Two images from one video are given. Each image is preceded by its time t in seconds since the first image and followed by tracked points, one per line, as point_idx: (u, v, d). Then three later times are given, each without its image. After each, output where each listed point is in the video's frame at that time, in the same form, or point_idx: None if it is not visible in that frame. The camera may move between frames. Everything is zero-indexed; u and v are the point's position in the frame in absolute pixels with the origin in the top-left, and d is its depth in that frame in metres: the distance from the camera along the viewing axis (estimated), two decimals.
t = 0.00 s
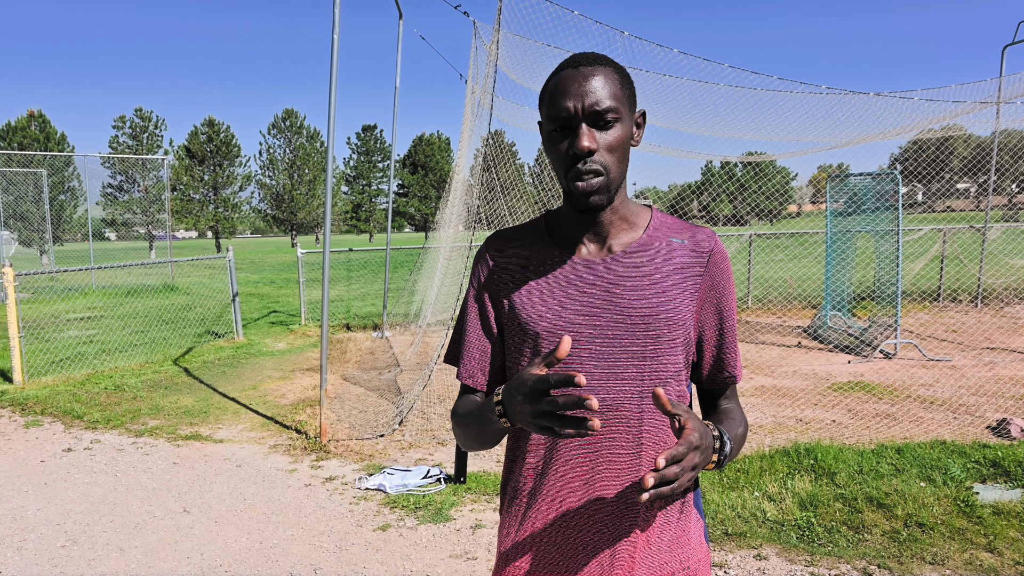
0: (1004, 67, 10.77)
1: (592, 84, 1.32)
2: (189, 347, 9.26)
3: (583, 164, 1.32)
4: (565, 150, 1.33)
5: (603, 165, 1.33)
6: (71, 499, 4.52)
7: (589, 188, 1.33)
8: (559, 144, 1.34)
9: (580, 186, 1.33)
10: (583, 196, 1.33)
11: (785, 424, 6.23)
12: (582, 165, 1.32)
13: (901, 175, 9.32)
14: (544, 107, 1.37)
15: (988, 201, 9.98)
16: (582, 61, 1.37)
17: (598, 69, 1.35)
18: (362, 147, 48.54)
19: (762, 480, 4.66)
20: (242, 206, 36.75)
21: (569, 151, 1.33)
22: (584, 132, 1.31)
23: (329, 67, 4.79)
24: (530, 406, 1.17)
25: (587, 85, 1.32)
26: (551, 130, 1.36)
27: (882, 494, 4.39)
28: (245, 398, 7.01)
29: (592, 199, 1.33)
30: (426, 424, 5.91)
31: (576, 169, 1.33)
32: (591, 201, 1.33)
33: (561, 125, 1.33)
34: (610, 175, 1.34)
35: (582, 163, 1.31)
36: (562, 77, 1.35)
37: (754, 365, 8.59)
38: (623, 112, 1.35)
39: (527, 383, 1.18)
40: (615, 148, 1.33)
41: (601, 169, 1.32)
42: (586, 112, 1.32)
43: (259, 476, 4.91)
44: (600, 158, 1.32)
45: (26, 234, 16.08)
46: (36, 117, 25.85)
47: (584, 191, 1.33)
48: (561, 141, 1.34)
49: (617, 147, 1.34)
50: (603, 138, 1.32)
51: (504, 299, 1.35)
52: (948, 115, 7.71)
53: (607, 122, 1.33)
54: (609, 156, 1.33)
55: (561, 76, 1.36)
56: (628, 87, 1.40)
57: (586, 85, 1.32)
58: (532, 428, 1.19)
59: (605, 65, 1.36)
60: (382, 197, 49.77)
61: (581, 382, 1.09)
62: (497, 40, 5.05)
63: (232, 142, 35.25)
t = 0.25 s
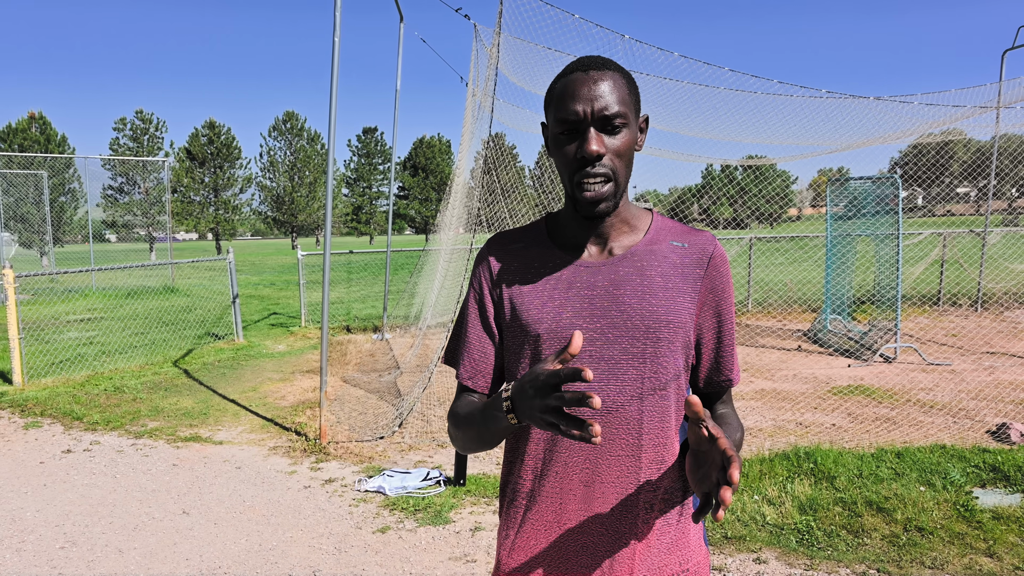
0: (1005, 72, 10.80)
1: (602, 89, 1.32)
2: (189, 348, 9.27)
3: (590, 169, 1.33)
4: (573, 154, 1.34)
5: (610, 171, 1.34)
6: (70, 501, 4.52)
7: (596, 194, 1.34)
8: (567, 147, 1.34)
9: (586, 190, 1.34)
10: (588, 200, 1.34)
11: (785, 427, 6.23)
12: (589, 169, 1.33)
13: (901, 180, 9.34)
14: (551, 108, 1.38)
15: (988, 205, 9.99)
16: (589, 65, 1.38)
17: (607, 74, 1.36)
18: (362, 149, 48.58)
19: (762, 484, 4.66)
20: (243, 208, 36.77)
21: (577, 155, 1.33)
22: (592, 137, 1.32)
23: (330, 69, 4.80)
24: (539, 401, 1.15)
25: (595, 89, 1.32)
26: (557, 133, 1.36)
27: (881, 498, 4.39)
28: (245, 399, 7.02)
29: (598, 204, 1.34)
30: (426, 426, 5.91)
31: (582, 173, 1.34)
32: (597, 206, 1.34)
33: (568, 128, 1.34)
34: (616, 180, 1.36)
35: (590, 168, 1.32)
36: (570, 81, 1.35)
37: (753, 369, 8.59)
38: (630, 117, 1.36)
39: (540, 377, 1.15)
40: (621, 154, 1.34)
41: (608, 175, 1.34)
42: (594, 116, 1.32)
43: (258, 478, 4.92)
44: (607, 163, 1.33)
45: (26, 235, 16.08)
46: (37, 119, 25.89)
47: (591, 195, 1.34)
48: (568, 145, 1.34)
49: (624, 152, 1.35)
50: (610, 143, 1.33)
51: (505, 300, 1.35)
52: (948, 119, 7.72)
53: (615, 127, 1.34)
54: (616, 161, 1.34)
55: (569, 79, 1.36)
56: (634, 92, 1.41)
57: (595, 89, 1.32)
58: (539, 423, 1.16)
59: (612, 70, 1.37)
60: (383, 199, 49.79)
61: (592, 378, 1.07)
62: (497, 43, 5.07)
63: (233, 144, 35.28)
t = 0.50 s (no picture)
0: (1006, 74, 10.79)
1: (609, 90, 1.33)
2: (189, 348, 9.28)
3: (597, 169, 1.33)
4: (579, 154, 1.34)
5: (617, 171, 1.33)
6: (70, 500, 4.52)
7: (602, 194, 1.34)
8: (573, 148, 1.34)
9: (593, 190, 1.34)
10: (595, 200, 1.34)
11: (785, 430, 6.22)
12: (595, 169, 1.33)
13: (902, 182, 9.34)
14: (557, 109, 1.38)
15: (990, 209, 9.98)
16: (596, 67, 1.38)
17: (614, 75, 1.36)
18: (363, 150, 48.61)
19: (762, 486, 4.65)
20: (244, 208, 36.80)
21: (583, 155, 1.33)
22: (599, 137, 1.32)
23: (332, 69, 4.81)
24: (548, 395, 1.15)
25: (603, 90, 1.33)
26: (564, 133, 1.36)
27: (881, 501, 4.38)
28: (245, 399, 7.02)
29: (603, 204, 1.34)
30: (426, 427, 5.91)
31: (589, 173, 1.34)
32: (602, 206, 1.34)
33: (575, 128, 1.34)
34: (622, 180, 1.35)
35: (597, 168, 1.32)
36: (577, 81, 1.35)
37: (754, 371, 8.59)
38: (637, 118, 1.36)
39: (552, 373, 1.15)
40: (627, 155, 1.35)
41: (615, 175, 1.33)
42: (601, 117, 1.33)
43: (258, 477, 4.91)
44: (614, 163, 1.33)
45: (27, 234, 16.09)
46: (38, 119, 25.93)
47: (597, 196, 1.34)
48: (575, 145, 1.34)
49: (631, 152, 1.35)
50: (617, 143, 1.34)
51: (506, 299, 1.35)
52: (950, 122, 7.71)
53: (622, 128, 1.34)
54: (623, 161, 1.34)
55: (575, 80, 1.37)
56: (640, 94, 1.42)
57: (602, 90, 1.33)
58: (544, 421, 1.16)
59: (619, 72, 1.38)
60: (384, 200, 49.81)
61: (603, 379, 1.07)
62: (499, 44, 5.07)
63: (234, 144, 35.32)
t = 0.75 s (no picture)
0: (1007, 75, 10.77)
1: (615, 89, 1.33)
2: (189, 348, 9.27)
3: (602, 166, 1.32)
4: (584, 152, 1.33)
5: (622, 170, 1.33)
6: (70, 500, 4.52)
7: (608, 190, 1.33)
8: (579, 145, 1.34)
9: (597, 189, 1.34)
10: (600, 199, 1.33)
11: (786, 431, 6.22)
12: (600, 167, 1.33)
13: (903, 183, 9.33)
14: (562, 107, 1.38)
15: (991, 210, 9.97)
16: (601, 67, 1.39)
17: (619, 75, 1.37)
18: (364, 150, 48.62)
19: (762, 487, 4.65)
20: (244, 208, 36.81)
21: (588, 153, 1.33)
22: (604, 135, 1.32)
23: (332, 69, 4.81)
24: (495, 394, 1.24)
25: (609, 89, 1.33)
26: (568, 132, 1.36)
27: (882, 502, 4.38)
28: (245, 399, 7.02)
29: (608, 203, 1.34)
30: (427, 427, 5.91)
31: (594, 171, 1.33)
32: (607, 204, 1.33)
33: (580, 127, 1.34)
34: (627, 179, 1.35)
35: (602, 166, 1.32)
36: (583, 80, 1.36)
37: (754, 372, 8.58)
38: (642, 118, 1.37)
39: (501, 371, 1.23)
40: (632, 154, 1.34)
41: (620, 173, 1.33)
42: (606, 115, 1.33)
43: (258, 478, 4.91)
44: (619, 161, 1.33)
45: (28, 234, 16.09)
46: (39, 118, 25.94)
47: (602, 195, 1.34)
48: (580, 143, 1.34)
49: (636, 152, 1.35)
50: (622, 142, 1.33)
51: (510, 300, 1.35)
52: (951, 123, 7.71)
53: (626, 127, 1.34)
54: (628, 160, 1.34)
55: (581, 79, 1.37)
56: (644, 95, 1.42)
57: (608, 88, 1.33)
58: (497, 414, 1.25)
59: (624, 73, 1.38)
60: (385, 200, 49.82)
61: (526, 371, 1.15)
62: (500, 45, 5.07)
63: (235, 145, 35.31)
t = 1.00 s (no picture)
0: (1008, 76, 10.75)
1: (598, 86, 1.33)
2: (190, 348, 9.27)
3: (586, 163, 1.32)
4: (569, 149, 1.33)
5: (606, 167, 1.32)
6: (70, 500, 4.51)
7: (593, 187, 1.33)
8: (563, 143, 1.34)
9: (583, 186, 1.33)
10: (585, 197, 1.33)
11: (787, 432, 6.21)
12: (584, 164, 1.32)
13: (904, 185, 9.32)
14: (549, 106, 1.39)
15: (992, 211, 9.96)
16: (589, 66, 1.39)
17: (605, 72, 1.36)
18: (365, 150, 48.62)
19: (763, 488, 4.64)
20: (245, 209, 36.82)
21: (573, 151, 1.33)
22: (588, 132, 1.32)
23: (333, 69, 4.80)
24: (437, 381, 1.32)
25: (593, 86, 1.33)
26: (554, 130, 1.37)
27: (883, 504, 4.37)
28: (245, 400, 7.02)
29: (594, 201, 1.34)
30: (427, 428, 5.91)
31: (579, 169, 1.33)
32: (593, 203, 1.34)
33: (565, 124, 1.34)
34: (614, 176, 1.34)
35: (585, 163, 1.32)
36: (569, 79, 1.36)
37: (755, 373, 8.58)
38: (628, 115, 1.35)
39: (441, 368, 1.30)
40: (618, 150, 1.33)
41: (604, 170, 1.32)
42: (590, 112, 1.32)
43: (259, 478, 4.91)
44: (602, 158, 1.32)
45: (29, 234, 16.07)
46: (40, 118, 25.94)
47: (587, 193, 1.34)
48: (565, 141, 1.34)
49: (621, 148, 1.34)
50: (607, 139, 1.33)
51: (505, 302, 1.35)
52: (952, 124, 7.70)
53: (611, 123, 1.33)
54: (612, 157, 1.33)
55: (568, 77, 1.37)
56: (634, 93, 1.41)
57: (592, 86, 1.33)
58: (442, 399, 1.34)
59: (611, 70, 1.37)
60: (385, 200, 49.81)
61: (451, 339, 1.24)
62: (501, 45, 5.07)
63: (236, 145, 35.31)
